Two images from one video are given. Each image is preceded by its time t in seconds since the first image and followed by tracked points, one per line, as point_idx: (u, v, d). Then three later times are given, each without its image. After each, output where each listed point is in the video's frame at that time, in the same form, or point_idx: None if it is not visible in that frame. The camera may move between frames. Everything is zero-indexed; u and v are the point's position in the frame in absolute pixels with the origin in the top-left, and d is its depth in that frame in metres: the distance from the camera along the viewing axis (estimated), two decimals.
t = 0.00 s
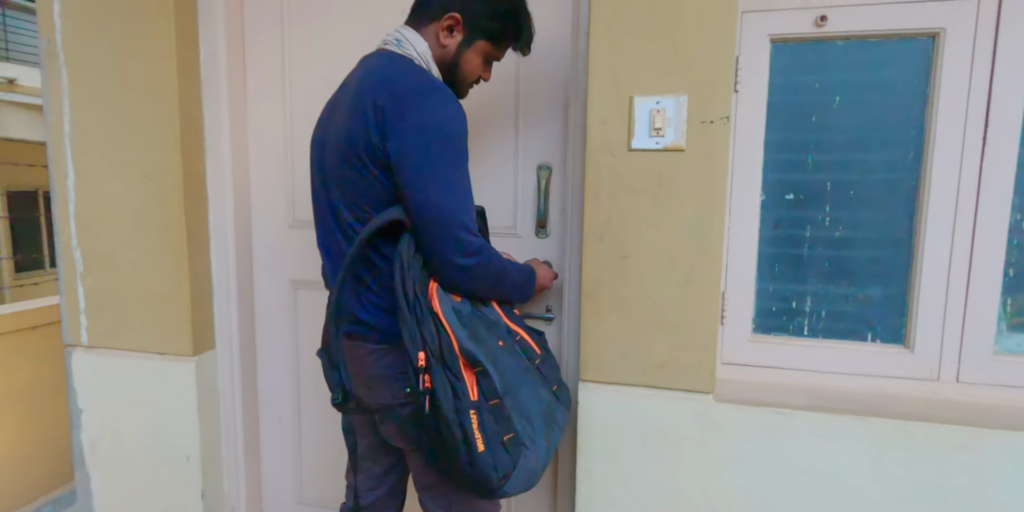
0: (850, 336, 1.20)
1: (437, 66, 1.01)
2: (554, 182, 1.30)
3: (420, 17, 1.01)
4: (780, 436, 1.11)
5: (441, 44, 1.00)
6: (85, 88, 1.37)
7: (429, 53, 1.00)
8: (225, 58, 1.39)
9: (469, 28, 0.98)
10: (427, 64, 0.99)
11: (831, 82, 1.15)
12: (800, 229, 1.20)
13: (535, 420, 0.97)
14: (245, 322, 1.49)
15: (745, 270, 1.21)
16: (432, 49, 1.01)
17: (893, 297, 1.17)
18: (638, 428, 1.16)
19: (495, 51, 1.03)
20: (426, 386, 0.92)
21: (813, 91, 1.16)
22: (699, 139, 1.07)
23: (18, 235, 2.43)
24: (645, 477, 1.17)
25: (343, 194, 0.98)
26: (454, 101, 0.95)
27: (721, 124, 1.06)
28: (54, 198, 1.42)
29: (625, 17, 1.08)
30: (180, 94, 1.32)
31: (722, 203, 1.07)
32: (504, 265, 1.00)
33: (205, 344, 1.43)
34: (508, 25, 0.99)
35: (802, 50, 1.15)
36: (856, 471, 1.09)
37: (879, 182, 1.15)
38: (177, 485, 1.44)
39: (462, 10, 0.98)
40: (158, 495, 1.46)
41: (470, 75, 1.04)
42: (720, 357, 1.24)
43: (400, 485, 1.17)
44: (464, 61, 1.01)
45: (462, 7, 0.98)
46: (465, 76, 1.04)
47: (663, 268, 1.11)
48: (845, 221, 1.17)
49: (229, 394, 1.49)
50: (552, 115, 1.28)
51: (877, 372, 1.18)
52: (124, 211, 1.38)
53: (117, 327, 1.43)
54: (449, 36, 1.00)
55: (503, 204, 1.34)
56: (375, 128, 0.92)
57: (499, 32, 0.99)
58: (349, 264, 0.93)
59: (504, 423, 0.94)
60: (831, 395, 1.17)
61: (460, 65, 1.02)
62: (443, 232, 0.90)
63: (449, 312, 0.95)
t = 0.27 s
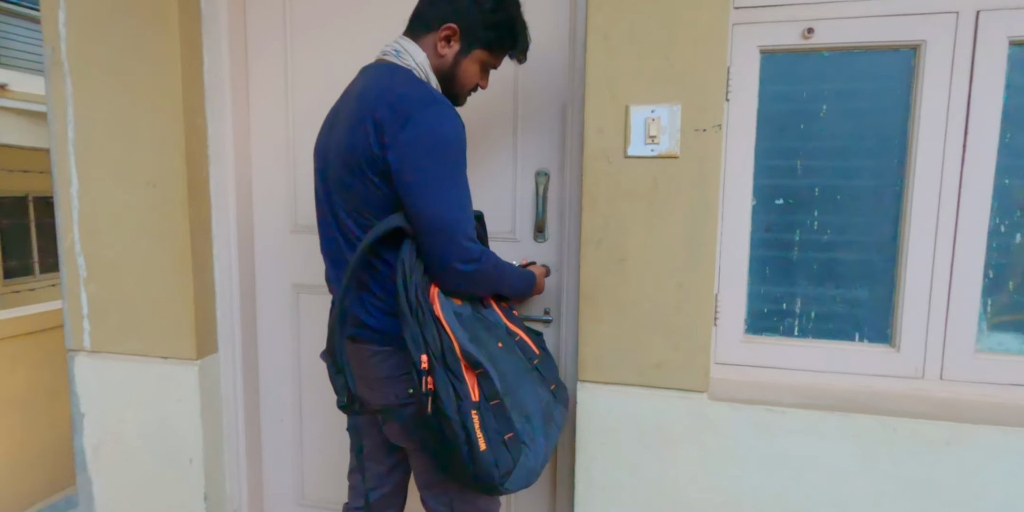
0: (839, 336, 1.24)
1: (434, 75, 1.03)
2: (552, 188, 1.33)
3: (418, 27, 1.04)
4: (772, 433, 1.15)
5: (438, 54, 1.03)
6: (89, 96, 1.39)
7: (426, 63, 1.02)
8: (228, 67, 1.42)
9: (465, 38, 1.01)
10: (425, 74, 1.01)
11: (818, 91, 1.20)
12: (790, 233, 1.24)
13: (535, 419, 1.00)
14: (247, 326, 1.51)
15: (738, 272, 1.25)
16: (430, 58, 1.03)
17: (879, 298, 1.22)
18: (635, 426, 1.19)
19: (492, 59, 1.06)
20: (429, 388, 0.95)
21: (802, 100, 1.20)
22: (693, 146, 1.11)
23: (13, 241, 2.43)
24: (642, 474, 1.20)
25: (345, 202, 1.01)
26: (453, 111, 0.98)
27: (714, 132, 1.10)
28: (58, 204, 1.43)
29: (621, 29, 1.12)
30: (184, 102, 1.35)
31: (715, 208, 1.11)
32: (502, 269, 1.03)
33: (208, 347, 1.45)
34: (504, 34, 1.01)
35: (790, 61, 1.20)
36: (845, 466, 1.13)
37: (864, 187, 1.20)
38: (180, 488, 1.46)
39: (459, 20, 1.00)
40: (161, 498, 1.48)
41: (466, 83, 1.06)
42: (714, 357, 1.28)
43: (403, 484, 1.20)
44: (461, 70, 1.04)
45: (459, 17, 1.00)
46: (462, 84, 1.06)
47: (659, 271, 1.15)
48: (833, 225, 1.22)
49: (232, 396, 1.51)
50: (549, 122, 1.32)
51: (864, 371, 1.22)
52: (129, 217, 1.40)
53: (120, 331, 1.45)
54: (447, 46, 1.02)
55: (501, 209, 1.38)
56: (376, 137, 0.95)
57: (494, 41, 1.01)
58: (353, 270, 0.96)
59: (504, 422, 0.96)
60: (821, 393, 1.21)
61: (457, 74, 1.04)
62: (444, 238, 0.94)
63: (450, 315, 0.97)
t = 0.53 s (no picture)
0: (831, 332, 1.27)
1: (434, 76, 1.05)
2: (550, 188, 1.36)
3: (417, 30, 1.05)
4: (766, 427, 1.17)
5: (437, 56, 1.05)
6: (90, 97, 1.39)
7: (426, 65, 1.04)
8: (228, 69, 1.43)
9: (464, 40, 1.03)
10: (425, 76, 1.04)
11: (809, 94, 1.23)
12: (783, 232, 1.27)
13: (536, 418, 1.02)
14: (247, 326, 1.52)
15: (732, 270, 1.27)
16: (429, 60, 1.06)
17: (870, 295, 1.25)
18: (633, 422, 1.21)
19: (489, 60, 1.08)
20: (431, 387, 0.98)
21: (793, 102, 1.23)
22: (688, 147, 1.13)
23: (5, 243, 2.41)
24: (640, 469, 1.22)
25: (350, 204, 1.03)
26: (455, 113, 1.00)
27: (708, 133, 1.13)
28: (57, 205, 1.44)
29: (617, 33, 1.14)
30: (185, 103, 1.36)
31: (710, 207, 1.14)
32: (504, 268, 1.05)
33: (208, 347, 1.45)
34: (502, 36, 1.03)
35: (782, 65, 1.23)
36: (838, 458, 1.16)
37: (854, 187, 1.23)
38: (180, 488, 1.46)
39: (457, 23, 1.02)
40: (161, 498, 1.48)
41: (465, 84, 1.09)
42: (709, 354, 1.30)
43: (404, 480, 1.22)
44: (460, 72, 1.06)
45: (458, 19, 1.02)
46: (462, 85, 1.09)
47: (656, 269, 1.17)
48: (824, 224, 1.25)
49: (231, 397, 1.51)
50: (547, 124, 1.34)
51: (856, 366, 1.25)
52: (129, 218, 1.41)
53: (120, 332, 1.45)
54: (446, 48, 1.04)
55: (499, 208, 1.40)
56: (380, 140, 0.97)
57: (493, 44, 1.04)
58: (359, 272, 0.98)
59: (505, 421, 0.99)
60: (814, 387, 1.24)
61: (456, 75, 1.07)
62: (448, 239, 0.96)
63: (452, 316, 1.00)
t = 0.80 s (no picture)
0: (824, 334, 1.29)
1: (434, 81, 1.07)
2: (547, 192, 1.37)
3: (417, 36, 1.07)
4: (761, 428, 1.19)
5: (437, 62, 1.06)
6: (87, 103, 1.40)
7: (426, 70, 1.06)
8: (226, 74, 1.44)
9: (463, 45, 1.04)
10: (426, 81, 1.05)
11: (801, 99, 1.25)
12: (776, 235, 1.28)
13: (539, 419, 1.04)
14: (245, 330, 1.52)
15: (727, 273, 1.29)
16: (429, 66, 1.07)
17: (862, 297, 1.27)
18: (630, 424, 1.23)
19: (489, 65, 1.10)
20: (437, 389, 0.99)
21: (786, 108, 1.25)
22: (683, 152, 1.15)
23: None
24: (637, 471, 1.23)
25: (353, 208, 1.04)
26: (457, 119, 1.01)
27: (703, 138, 1.14)
28: (53, 210, 1.44)
29: (613, 40, 1.16)
30: (183, 109, 1.36)
31: (705, 211, 1.16)
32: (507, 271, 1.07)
33: (206, 352, 1.45)
34: (501, 41, 1.05)
35: (775, 71, 1.25)
36: (832, 458, 1.18)
37: (846, 190, 1.25)
38: (177, 493, 1.46)
39: (457, 29, 1.04)
40: (158, 503, 1.47)
41: (465, 89, 1.10)
42: (704, 356, 1.32)
43: (404, 483, 1.23)
44: (460, 76, 1.07)
45: (457, 25, 1.03)
46: (461, 89, 1.10)
47: (652, 272, 1.19)
48: (817, 227, 1.27)
49: (228, 402, 1.51)
50: (544, 129, 1.36)
51: (849, 367, 1.27)
52: (126, 222, 1.41)
53: (117, 337, 1.45)
54: (446, 54, 1.06)
55: (497, 212, 1.41)
56: (383, 145, 0.98)
57: (492, 48, 1.05)
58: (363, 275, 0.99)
59: (510, 422, 1.00)
60: (808, 389, 1.26)
61: (456, 80, 1.08)
62: (452, 243, 0.97)
63: (457, 319, 1.02)
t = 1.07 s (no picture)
0: (819, 339, 1.29)
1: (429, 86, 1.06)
2: (541, 197, 1.36)
3: (411, 41, 1.06)
4: (756, 434, 1.18)
5: (432, 67, 1.05)
6: (76, 109, 1.38)
7: (422, 75, 1.05)
8: (218, 79, 1.43)
9: (459, 50, 1.04)
10: (421, 87, 1.04)
11: (794, 104, 1.25)
12: (770, 240, 1.28)
13: (533, 429, 1.03)
14: (236, 337, 1.51)
15: (722, 278, 1.28)
16: (424, 71, 1.06)
17: (856, 302, 1.27)
18: (625, 430, 1.22)
19: (484, 70, 1.09)
20: (432, 397, 0.98)
21: (779, 113, 1.25)
22: (677, 157, 1.15)
23: None
24: (632, 477, 1.23)
25: (347, 215, 1.03)
26: (452, 125, 1.01)
27: (696, 143, 1.14)
28: (42, 216, 1.42)
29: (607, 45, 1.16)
30: (174, 114, 1.35)
31: (699, 216, 1.15)
32: (502, 277, 1.07)
33: (197, 359, 1.44)
34: (497, 46, 1.04)
35: (768, 76, 1.25)
36: (828, 464, 1.17)
37: (839, 195, 1.25)
38: (167, 502, 1.44)
39: (452, 34, 1.03)
40: None
41: (461, 94, 1.10)
42: (699, 361, 1.31)
43: (399, 492, 1.22)
44: (455, 81, 1.07)
45: (452, 30, 1.03)
46: (456, 95, 1.10)
47: (646, 277, 1.18)
48: (810, 232, 1.27)
49: (220, 409, 1.50)
50: (538, 134, 1.35)
51: (843, 372, 1.26)
52: (116, 228, 1.39)
53: (106, 344, 1.43)
54: (441, 59, 1.05)
55: (490, 217, 1.40)
56: (377, 152, 0.97)
57: (488, 53, 1.05)
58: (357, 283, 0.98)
59: (505, 432, 0.99)
60: (802, 394, 1.25)
61: (451, 86, 1.07)
62: (449, 250, 0.97)
63: (453, 326, 1.00)
